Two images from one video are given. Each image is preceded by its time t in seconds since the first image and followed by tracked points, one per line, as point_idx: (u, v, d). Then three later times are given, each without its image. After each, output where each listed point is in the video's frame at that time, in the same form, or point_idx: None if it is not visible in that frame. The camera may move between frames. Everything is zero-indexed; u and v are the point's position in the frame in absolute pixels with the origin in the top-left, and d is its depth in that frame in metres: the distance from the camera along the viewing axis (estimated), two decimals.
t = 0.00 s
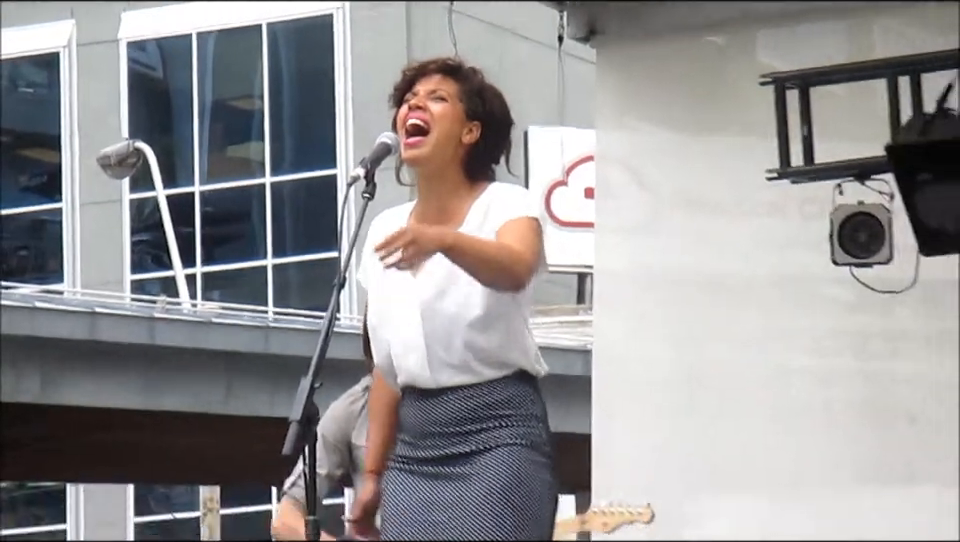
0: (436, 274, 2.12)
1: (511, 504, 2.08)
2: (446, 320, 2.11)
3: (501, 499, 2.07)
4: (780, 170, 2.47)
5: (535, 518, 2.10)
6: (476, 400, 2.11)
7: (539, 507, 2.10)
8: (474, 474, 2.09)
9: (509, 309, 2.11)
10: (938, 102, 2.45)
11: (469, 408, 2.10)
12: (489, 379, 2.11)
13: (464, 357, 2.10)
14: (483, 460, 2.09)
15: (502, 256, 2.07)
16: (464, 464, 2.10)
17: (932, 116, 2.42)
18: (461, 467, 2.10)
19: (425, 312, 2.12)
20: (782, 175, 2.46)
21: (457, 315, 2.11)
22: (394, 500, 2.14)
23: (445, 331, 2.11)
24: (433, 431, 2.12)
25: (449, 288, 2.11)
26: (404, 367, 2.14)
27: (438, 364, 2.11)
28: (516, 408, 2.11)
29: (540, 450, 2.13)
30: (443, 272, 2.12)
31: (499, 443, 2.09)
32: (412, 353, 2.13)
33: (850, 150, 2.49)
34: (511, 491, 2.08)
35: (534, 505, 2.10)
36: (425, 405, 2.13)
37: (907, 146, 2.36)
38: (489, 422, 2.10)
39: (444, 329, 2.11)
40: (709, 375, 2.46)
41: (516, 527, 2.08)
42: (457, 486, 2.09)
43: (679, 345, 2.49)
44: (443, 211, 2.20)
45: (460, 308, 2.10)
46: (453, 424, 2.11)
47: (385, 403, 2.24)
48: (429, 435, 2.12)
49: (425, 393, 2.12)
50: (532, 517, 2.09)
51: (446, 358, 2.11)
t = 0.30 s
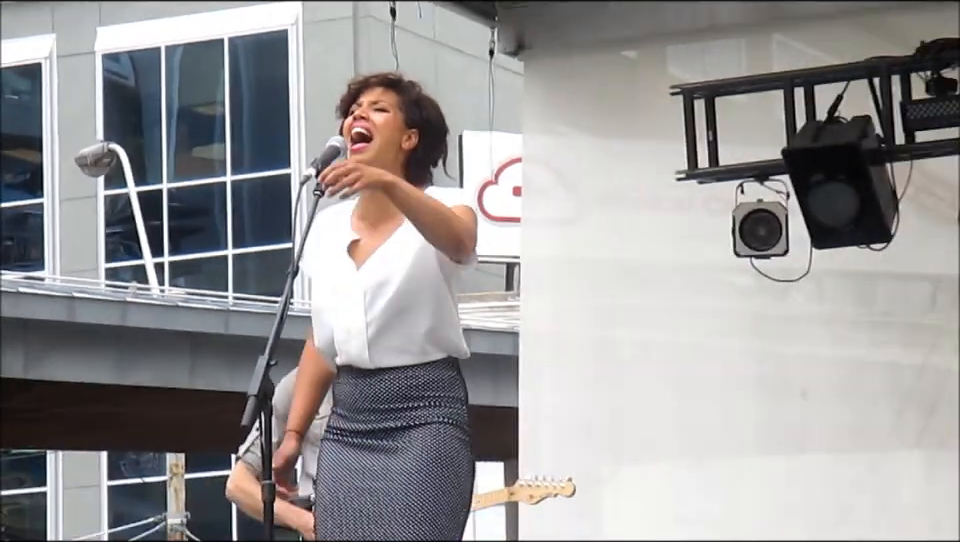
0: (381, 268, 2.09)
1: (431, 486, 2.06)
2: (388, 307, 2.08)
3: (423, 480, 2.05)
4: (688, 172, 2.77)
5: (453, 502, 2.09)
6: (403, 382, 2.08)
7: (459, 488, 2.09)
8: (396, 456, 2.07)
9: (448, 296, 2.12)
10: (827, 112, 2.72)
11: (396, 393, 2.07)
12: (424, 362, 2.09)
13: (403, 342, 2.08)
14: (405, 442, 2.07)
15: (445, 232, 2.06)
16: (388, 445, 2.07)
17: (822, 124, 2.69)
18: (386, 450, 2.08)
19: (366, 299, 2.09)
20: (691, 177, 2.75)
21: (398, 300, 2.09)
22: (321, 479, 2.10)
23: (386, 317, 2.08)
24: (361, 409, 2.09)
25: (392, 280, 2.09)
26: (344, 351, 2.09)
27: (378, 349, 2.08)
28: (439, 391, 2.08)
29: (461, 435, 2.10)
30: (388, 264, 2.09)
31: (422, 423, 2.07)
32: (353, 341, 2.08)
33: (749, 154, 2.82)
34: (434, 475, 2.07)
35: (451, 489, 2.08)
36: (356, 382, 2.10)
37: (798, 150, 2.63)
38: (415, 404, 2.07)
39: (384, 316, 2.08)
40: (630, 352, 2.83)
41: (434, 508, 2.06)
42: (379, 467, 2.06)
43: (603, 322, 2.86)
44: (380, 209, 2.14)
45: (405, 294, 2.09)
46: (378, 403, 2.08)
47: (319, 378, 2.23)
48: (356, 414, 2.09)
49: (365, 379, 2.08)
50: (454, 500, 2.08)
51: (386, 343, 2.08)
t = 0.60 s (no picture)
0: (377, 258, 2.19)
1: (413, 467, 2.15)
2: (386, 290, 2.18)
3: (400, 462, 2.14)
4: (658, 173, 3.11)
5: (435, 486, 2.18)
6: (391, 368, 2.17)
7: (439, 473, 2.17)
8: (379, 438, 2.16)
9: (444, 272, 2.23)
10: (785, 120, 3.00)
11: (390, 376, 2.17)
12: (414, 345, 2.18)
13: (396, 324, 2.18)
14: (389, 426, 2.16)
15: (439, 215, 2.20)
16: (376, 427, 2.17)
17: (780, 130, 2.97)
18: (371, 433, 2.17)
19: (364, 287, 2.18)
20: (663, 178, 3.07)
21: (392, 289, 2.19)
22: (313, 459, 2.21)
23: (384, 302, 2.18)
24: (351, 393, 2.19)
25: (391, 264, 2.18)
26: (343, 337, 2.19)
27: (375, 332, 2.18)
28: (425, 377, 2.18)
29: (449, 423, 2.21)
30: (386, 252, 2.19)
31: (407, 405, 2.16)
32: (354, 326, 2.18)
33: (715, 160, 3.13)
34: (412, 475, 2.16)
35: (433, 472, 2.18)
36: (348, 364, 2.19)
37: (758, 155, 2.91)
38: (401, 390, 2.17)
39: (382, 300, 2.18)
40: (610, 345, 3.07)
41: (411, 492, 2.15)
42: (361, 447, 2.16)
43: (582, 317, 3.10)
44: (379, 204, 2.24)
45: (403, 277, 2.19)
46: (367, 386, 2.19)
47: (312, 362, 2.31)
48: (348, 400, 2.19)
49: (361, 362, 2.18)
50: (435, 479, 2.18)
51: (387, 324, 2.18)
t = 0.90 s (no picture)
0: (391, 254, 2.41)
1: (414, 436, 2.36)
2: (400, 283, 2.40)
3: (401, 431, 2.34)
4: (635, 175, 3.47)
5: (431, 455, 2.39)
6: (400, 349, 2.39)
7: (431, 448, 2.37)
8: (382, 410, 2.35)
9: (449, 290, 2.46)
10: (748, 127, 3.35)
11: (394, 358, 2.39)
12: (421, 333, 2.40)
13: (408, 312, 2.40)
14: (392, 398, 2.36)
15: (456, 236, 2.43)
16: (377, 401, 2.37)
17: (744, 136, 3.31)
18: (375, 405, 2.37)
19: (381, 277, 2.40)
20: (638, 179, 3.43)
21: (402, 281, 2.40)
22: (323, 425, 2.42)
23: (397, 294, 2.40)
24: (360, 372, 2.40)
25: (406, 260, 2.41)
26: (357, 323, 2.40)
27: (389, 319, 2.39)
28: (430, 356, 2.40)
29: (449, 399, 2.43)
30: (399, 250, 2.42)
31: (412, 381, 2.38)
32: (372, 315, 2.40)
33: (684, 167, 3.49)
34: (406, 445, 2.34)
35: (426, 446, 2.37)
36: (359, 346, 2.41)
37: (725, 158, 3.25)
38: (403, 369, 2.38)
39: (395, 293, 2.40)
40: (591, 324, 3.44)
41: (409, 459, 2.35)
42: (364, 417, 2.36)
43: (564, 303, 3.47)
44: (390, 210, 2.47)
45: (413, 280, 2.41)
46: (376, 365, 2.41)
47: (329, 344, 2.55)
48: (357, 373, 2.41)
49: (375, 346, 2.40)
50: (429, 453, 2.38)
51: (400, 315, 2.40)
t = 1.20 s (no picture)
0: (396, 250, 2.67)
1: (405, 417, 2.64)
2: (401, 279, 2.67)
3: (398, 415, 2.60)
4: (597, 184, 3.77)
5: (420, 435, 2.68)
6: (390, 339, 2.64)
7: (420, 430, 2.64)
8: (379, 395, 2.61)
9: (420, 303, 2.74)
10: (699, 139, 3.68)
11: (389, 346, 2.64)
12: (417, 325, 2.67)
13: (404, 303, 2.67)
14: (387, 384, 2.62)
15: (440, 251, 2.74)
16: (374, 388, 2.62)
17: (695, 147, 3.66)
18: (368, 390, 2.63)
19: (384, 272, 2.65)
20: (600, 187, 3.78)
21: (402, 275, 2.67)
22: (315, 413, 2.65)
23: (398, 289, 2.66)
24: (352, 359, 2.64)
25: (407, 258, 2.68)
26: (358, 312, 2.64)
27: (395, 310, 2.65)
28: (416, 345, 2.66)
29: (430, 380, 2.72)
30: (401, 248, 2.68)
31: (402, 368, 2.64)
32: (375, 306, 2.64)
33: (642, 174, 3.82)
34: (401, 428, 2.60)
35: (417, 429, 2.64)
36: (352, 337, 2.65)
37: (678, 166, 3.59)
38: (397, 358, 2.64)
39: (395, 288, 2.66)
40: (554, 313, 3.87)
41: (405, 443, 2.61)
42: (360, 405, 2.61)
43: (536, 297, 3.89)
44: (384, 212, 2.72)
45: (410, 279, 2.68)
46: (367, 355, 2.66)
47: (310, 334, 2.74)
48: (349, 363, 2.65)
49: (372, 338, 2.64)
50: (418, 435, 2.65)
51: (398, 309, 2.66)
